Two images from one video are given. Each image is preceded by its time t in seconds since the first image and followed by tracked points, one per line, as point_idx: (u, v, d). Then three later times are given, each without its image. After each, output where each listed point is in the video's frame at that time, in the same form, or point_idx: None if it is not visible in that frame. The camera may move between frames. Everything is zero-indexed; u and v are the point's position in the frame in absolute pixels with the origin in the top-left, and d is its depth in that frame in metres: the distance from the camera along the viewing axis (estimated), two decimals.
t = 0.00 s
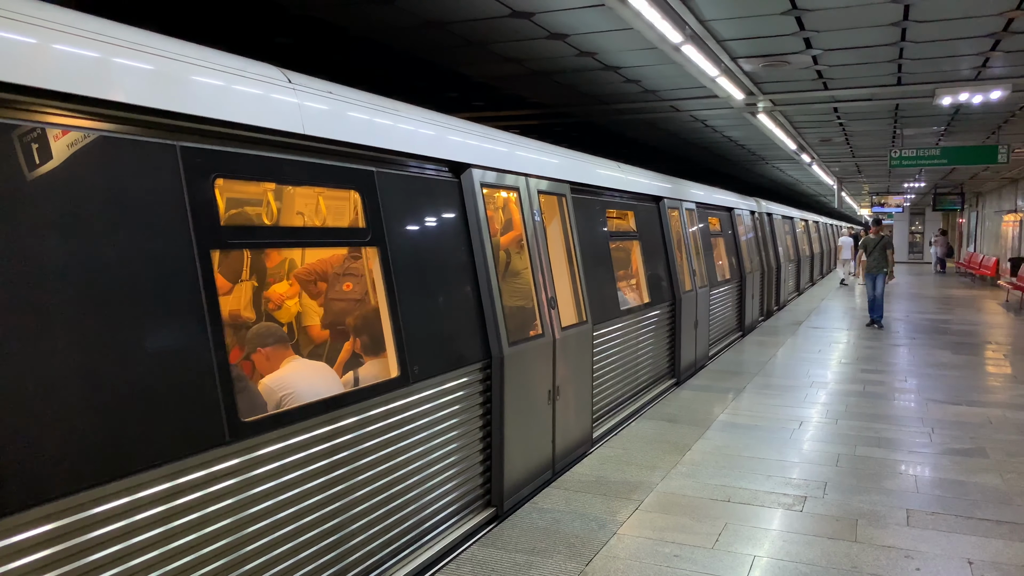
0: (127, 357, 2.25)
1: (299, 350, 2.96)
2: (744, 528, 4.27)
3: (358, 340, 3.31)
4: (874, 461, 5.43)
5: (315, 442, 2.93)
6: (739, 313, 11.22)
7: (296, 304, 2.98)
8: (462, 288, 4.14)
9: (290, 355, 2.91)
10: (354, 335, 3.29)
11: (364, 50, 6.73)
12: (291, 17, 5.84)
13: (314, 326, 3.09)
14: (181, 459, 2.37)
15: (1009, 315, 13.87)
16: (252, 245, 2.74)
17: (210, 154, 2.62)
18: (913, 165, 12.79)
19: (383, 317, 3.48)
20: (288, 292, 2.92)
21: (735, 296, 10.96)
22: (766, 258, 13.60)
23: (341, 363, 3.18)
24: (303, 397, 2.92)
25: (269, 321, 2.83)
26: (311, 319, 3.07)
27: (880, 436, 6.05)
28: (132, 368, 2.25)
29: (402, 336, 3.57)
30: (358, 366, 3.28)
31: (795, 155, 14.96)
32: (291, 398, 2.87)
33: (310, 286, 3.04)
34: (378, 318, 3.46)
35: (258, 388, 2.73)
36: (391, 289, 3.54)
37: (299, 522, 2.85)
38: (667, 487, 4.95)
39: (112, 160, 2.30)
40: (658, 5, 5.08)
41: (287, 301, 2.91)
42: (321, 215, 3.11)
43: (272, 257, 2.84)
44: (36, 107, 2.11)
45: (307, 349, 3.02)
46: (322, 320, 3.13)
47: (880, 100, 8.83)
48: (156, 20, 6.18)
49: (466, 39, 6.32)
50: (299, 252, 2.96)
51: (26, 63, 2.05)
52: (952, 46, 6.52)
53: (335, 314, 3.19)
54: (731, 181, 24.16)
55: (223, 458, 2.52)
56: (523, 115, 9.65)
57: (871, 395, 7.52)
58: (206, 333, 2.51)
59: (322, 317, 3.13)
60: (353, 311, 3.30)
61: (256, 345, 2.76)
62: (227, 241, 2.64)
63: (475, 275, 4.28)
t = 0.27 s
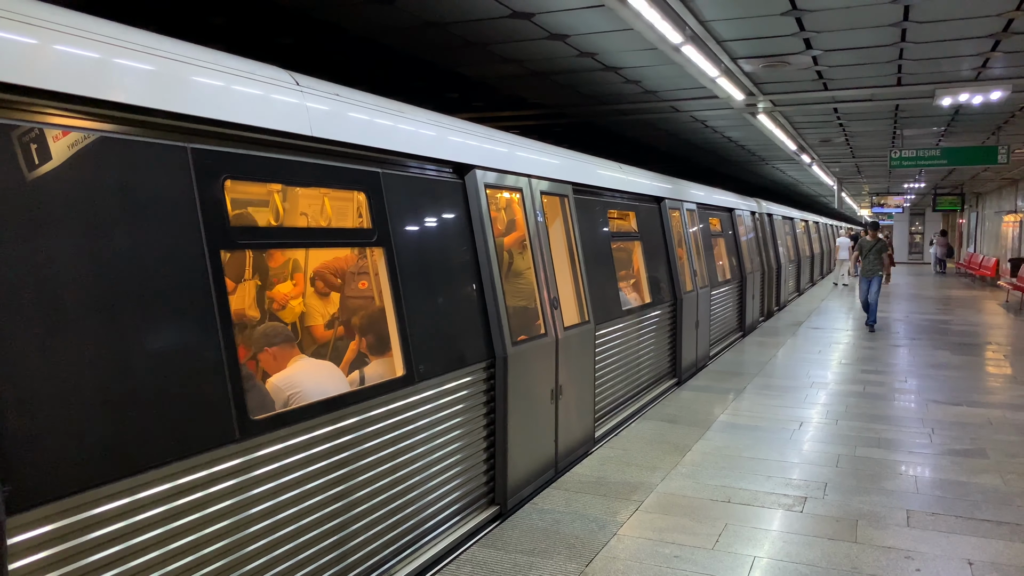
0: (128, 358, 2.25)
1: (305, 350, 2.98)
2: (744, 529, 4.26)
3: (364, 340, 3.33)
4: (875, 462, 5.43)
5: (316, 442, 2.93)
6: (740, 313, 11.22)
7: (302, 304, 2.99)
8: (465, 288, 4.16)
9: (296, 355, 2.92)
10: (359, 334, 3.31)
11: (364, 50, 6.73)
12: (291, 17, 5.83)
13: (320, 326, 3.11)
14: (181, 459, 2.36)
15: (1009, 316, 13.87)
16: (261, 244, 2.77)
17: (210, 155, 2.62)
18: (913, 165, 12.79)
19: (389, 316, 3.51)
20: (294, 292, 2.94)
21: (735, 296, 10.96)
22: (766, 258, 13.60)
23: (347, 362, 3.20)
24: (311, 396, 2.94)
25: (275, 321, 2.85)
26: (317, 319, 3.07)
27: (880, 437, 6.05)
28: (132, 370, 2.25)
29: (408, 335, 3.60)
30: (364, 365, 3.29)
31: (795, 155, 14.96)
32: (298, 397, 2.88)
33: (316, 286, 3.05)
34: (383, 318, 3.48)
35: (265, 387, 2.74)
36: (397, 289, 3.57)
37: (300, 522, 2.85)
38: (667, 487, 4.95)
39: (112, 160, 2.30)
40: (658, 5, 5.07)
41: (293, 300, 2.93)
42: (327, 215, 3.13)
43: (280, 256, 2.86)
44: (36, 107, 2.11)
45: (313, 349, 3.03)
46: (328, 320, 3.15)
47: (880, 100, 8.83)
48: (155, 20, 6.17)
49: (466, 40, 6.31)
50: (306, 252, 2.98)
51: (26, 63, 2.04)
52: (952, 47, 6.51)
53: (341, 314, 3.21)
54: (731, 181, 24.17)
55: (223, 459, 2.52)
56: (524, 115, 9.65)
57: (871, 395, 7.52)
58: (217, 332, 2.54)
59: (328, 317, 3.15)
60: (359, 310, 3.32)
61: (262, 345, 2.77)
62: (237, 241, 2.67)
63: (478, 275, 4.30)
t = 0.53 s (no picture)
0: (128, 358, 2.24)
1: (307, 350, 2.99)
2: (744, 529, 4.27)
3: (365, 340, 3.34)
4: (874, 462, 5.43)
5: (316, 442, 2.92)
6: (740, 313, 11.23)
7: (303, 304, 2.99)
8: (465, 289, 4.16)
9: (298, 355, 2.93)
10: (360, 334, 3.31)
11: (363, 50, 6.72)
12: (290, 17, 5.83)
13: (322, 326, 3.12)
14: (181, 459, 2.35)
15: (1008, 316, 13.88)
16: (265, 244, 2.78)
17: (209, 155, 2.62)
18: (912, 166, 12.80)
19: (391, 316, 3.52)
20: (296, 292, 2.95)
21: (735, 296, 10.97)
22: (766, 258, 13.61)
23: (348, 362, 3.20)
24: (314, 396, 2.94)
25: (277, 321, 2.86)
26: (318, 319, 3.08)
27: (879, 437, 6.06)
28: (132, 370, 2.25)
29: (411, 335, 3.61)
30: (365, 365, 3.30)
31: (794, 156, 14.98)
32: (301, 397, 2.88)
33: (317, 286, 3.06)
34: (386, 318, 3.49)
35: (268, 386, 2.75)
36: (398, 289, 3.57)
37: (300, 522, 2.84)
38: (666, 488, 4.95)
39: (111, 160, 2.30)
40: (657, 5, 5.07)
41: (295, 300, 2.94)
42: (329, 215, 3.14)
43: (283, 256, 2.88)
44: (35, 107, 2.11)
45: (314, 349, 3.03)
46: (329, 320, 3.16)
47: (880, 100, 8.83)
48: (155, 20, 6.17)
49: (466, 40, 6.31)
50: (309, 252, 2.99)
51: (25, 63, 2.04)
52: (951, 47, 6.52)
53: (343, 314, 3.22)
54: (730, 181, 24.19)
55: (224, 459, 2.51)
56: (524, 116, 9.64)
57: (871, 395, 7.52)
58: (222, 331, 2.56)
59: (329, 317, 3.16)
60: (361, 310, 3.33)
61: (264, 345, 2.78)
62: (242, 241, 2.69)
63: (479, 275, 4.31)
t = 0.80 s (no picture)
0: (128, 360, 2.24)
1: (307, 351, 2.99)
2: (743, 530, 4.27)
3: (365, 340, 3.34)
4: (873, 462, 5.44)
5: (316, 443, 2.92)
6: (739, 314, 11.24)
7: (303, 305, 3.00)
8: (465, 290, 4.16)
9: (298, 356, 2.93)
10: (360, 335, 3.32)
11: (363, 52, 6.73)
12: (289, 19, 5.84)
13: (322, 327, 3.12)
14: (181, 460, 2.35)
15: (1008, 317, 13.88)
16: (265, 246, 2.78)
17: (209, 157, 2.62)
18: (912, 167, 12.81)
19: (391, 317, 3.52)
20: (296, 292, 2.95)
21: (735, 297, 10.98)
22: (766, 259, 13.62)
23: (348, 362, 3.21)
24: (314, 397, 2.95)
25: (277, 322, 2.86)
26: (318, 319, 3.08)
27: (878, 438, 6.06)
28: (131, 371, 2.25)
29: (410, 336, 3.61)
30: (365, 366, 3.30)
31: (794, 157, 14.99)
32: (301, 398, 2.89)
33: (317, 286, 3.06)
34: (385, 319, 3.50)
35: (268, 388, 2.75)
36: (398, 290, 3.58)
37: (299, 523, 2.84)
38: (665, 489, 4.95)
39: (111, 162, 2.30)
40: (656, 6, 5.08)
41: (294, 301, 2.94)
42: (329, 217, 3.14)
43: (283, 257, 2.88)
44: (35, 109, 2.11)
45: (313, 350, 3.04)
46: (329, 321, 3.16)
47: (879, 101, 8.84)
48: (154, 21, 6.17)
49: (465, 41, 6.31)
50: (309, 253, 3.00)
51: (25, 65, 2.05)
52: (950, 48, 6.53)
53: (343, 315, 3.23)
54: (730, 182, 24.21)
55: (223, 460, 2.51)
56: (523, 117, 9.65)
57: (870, 396, 7.52)
58: (222, 332, 2.56)
59: (329, 318, 3.17)
60: (361, 312, 3.33)
61: (264, 346, 2.78)
62: (242, 242, 2.69)
63: (479, 276, 4.31)
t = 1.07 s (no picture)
0: (128, 359, 2.24)
1: (306, 351, 2.99)
2: (743, 530, 4.27)
3: (364, 340, 3.34)
4: (873, 462, 5.44)
5: (315, 442, 2.92)
6: (740, 314, 11.24)
7: (302, 305, 3.00)
8: (464, 290, 4.16)
9: (296, 357, 2.93)
10: (360, 335, 3.32)
11: (364, 51, 6.73)
12: (290, 18, 5.84)
13: (321, 327, 3.12)
14: (181, 459, 2.36)
15: (1008, 316, 13.88)
16: (264, 246, 2.78)
17: (209, 157, 2.62)
18: (912, 167, 12.81)
19: (390, 317, 3.53)
20: (295, 292, 2.95)
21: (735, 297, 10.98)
22: (766, 259, 13.63)
23: (347, 363, 3.21)
24: (313, 397, 2.95)
25: (277, 322, 2.86)
26: (317, 319, 3.09)
27: (878, 437, 6.06)
28: (131, 371, 2.25)
29: (410, 336, 3.62)
30: (365, 366, 3.30)
31: (794, 157, 15.00)
32: (300, 399, 2.89)
33: (316, 286, 3.06)
34: (385, 319, 3.50)
35: (266, 388, 2.75)
36: (398, 290, 3.59)
37: (299, 522, 2.84)
38: (665, 488, 4.95)
39: (111, 161, 2.30)
40: (657, 6, 5.07)
41: (294, 301, 2.95)
42: (329, 217, 3.15)
43: (283, 257, 2.88)
44: (35, 109, 2.12)
45: (312, 350, 3.04)
46: (328, 321, 3.16)
47: (879, 101, 8.84)
48: (155, 21, 6.17)
49: (465, 41, 6.31)
50: (308, 253, 3.00)
51: (25, 65, 2.05)
52: (951, 48, 6.52)
53: (342, 315, 3.23)
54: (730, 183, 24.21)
55: (223, 459, 2.52)
56: (524, 116, 9.66)
57: (870, 396, 7.52)
58: (221, 332, 2.56)
59: (329, 318, 3.17)
60: (360, 311, 3.33)
61: (263, 346, 2.78)
62: (241, 242, 2.69)
63: (479, 276, 4.32)
